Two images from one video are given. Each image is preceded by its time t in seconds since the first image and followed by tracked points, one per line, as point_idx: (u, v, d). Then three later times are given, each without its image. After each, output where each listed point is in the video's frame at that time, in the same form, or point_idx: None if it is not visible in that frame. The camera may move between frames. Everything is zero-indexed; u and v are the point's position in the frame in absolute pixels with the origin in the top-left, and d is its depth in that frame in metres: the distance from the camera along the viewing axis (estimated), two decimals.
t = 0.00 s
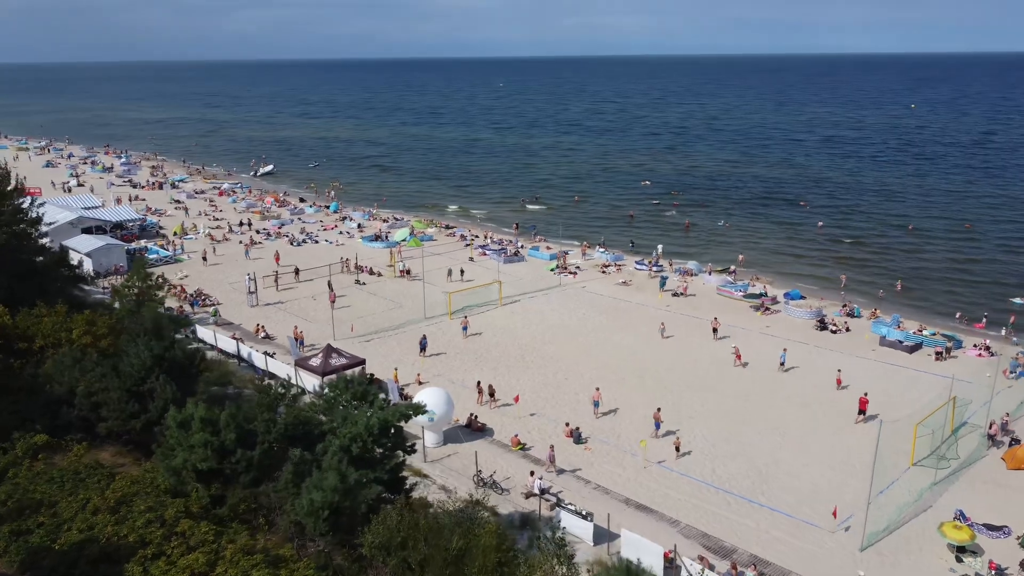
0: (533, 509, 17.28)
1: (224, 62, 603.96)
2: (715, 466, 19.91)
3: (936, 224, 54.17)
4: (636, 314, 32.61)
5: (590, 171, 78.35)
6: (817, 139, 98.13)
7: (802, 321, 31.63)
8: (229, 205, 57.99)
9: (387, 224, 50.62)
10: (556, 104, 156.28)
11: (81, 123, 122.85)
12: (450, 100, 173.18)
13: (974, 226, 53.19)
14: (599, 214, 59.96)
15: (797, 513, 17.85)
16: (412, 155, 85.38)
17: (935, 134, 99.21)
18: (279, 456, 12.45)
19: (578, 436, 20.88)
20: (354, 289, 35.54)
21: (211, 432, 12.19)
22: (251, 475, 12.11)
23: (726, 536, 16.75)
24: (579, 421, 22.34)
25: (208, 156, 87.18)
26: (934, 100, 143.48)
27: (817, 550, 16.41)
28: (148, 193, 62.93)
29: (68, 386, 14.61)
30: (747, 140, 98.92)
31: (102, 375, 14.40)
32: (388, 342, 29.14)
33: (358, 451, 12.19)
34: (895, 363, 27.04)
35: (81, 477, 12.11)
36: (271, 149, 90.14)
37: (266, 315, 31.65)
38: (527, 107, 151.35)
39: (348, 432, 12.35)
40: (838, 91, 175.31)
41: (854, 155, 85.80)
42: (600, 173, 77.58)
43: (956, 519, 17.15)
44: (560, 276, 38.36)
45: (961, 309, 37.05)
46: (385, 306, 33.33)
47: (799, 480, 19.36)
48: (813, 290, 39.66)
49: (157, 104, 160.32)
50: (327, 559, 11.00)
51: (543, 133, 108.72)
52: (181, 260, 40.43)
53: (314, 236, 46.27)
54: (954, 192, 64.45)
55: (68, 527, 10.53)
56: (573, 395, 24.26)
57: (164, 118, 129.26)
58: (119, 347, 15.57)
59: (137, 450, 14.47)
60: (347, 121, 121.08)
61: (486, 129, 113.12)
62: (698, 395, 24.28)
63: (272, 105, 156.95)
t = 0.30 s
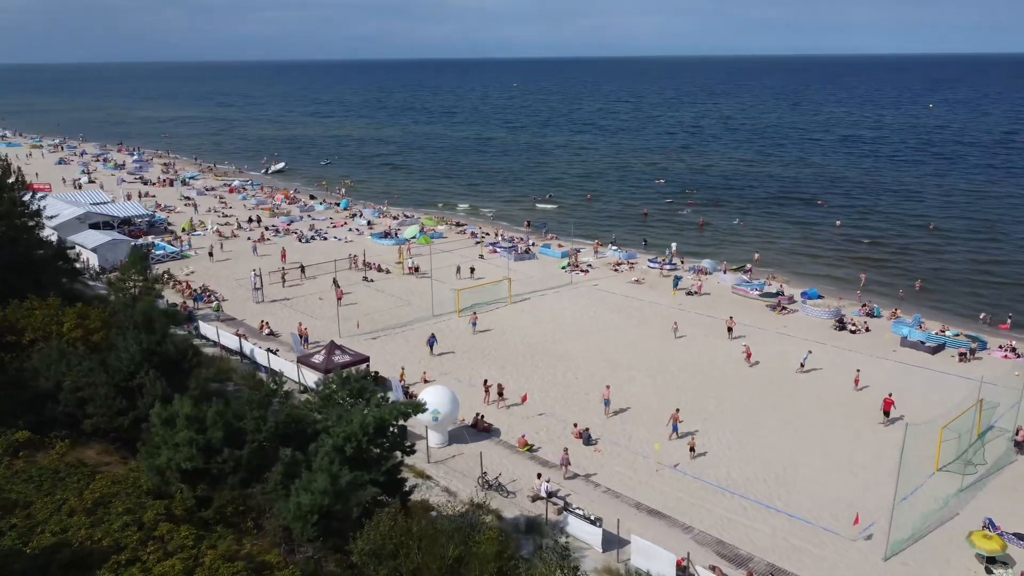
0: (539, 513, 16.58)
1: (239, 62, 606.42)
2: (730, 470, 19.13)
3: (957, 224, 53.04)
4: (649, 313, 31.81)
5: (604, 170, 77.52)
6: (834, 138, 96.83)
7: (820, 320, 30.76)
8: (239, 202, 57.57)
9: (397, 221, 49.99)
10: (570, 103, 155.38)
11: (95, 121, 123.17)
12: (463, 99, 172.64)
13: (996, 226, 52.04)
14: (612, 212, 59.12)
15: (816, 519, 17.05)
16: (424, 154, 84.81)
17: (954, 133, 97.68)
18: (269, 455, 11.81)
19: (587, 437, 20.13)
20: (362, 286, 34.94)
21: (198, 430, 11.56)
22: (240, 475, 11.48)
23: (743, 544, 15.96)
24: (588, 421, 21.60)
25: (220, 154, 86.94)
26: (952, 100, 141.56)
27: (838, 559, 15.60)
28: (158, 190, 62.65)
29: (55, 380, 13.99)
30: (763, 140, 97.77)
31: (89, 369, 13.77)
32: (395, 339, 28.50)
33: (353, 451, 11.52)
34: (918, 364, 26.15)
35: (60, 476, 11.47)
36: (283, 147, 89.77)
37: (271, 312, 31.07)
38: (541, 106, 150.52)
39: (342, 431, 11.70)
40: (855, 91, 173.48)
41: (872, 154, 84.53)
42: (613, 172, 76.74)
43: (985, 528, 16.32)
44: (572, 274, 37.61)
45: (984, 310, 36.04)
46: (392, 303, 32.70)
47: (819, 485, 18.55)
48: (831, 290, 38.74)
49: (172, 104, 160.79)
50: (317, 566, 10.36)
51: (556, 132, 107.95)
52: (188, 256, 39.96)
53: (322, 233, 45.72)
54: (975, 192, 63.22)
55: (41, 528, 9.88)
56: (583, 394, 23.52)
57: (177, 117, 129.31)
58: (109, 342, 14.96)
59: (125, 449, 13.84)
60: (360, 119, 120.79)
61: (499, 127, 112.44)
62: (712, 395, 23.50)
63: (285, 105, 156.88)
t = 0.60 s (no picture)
0: (545, 517, 15.86)
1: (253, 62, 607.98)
2: (746, 475, 18.36)
3: (978, 224, 51.85)
4: (662, 312, 31.03)
5: (617, 168, 76.67)
6: (851, 138, 95.50)
7: (838, 320, 29.87)
8: (248, 199, 57.16)
9: (406, 218, 49.38)
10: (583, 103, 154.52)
11: (109, 119, 123.45)
12: (476, 98, 172.10)
13: (1018, 226, 50.83)
14: (625, 211, 58.28)
15: (836, 527, 16.25)
16: (435, 152, 84.20)
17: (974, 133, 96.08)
18: (257, 456, 11.17)
19: (597, 439, 19.36)
20: (369, 283, 34.31)
21: (181, 429, 10.92)
22: (227, 477, 10.86)
23: (760, 553, 15.18)
24: (599, 423, 20.86)
25: (232, 151, 86.71)
26: (972, 99, 139.59)
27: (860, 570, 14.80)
28: (168, 186, 62.34)
29: (38, 375, 13.39)
30: (779, 139, 96.59)
31: (73, 365, 13.15)
32: (401, 337, 27.85)
33: (345, 453, 10.84)
34: (941, 365, 25.23)
35: (35, 476, 10.84)
36: (295, 145, 89.46)
37: (276, 308, 30.51)
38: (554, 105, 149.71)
39: (333, 432, 11.01)
40: (872, 90, 171.56)
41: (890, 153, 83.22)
42: (627, 170, 75.83)
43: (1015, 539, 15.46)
44: (583, 271, 36.85)
45: (1008, 311, 35.00)
46: (400, 300, 32.05)
47: (839, 491, 17.74)
48: (849, 289, 37.79)
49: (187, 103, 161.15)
50: None
51: (569, 131, 107.16)
52: (195, 252, 39.51)
53: (331, 230, 45.14)
54: (997, 191, 61.90)
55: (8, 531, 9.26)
56: (594, 394, 22.79)
57: (192, 115, 129.44)
58: (97, 336, 14.37)
59: (110, 449, 13.21)
60: (373, 118, 120.51)
61: (512, 126, 111.66)
62: (726, 396, 22.70)
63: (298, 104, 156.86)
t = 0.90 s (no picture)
0: (551, 524, 15.15)
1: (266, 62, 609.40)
2: (762, 479, 17.60)
3: (999, 224, 50.68)
4: (675, 311, 30.21)
5: (630, 167, 75.77)
6: (869, 137, 94.07)
7: (857, 321, 28.95)
8: (258, 196, 56.71)
9: (416, 216, 48.76)
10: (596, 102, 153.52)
11: (121, 117, 123.54)
12: (489, 98, 171.29)
13: None
14: (638, 210, 57.42)
15: (858, 537, 15.45)
16: (446, 150, 83.58)
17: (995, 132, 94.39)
18: (242, 458, 10.53)
19: (607, 441, 18.61)
20: (376, 280, 33.68)
21: (162, 430, 10.30)
22: (210, 480, 10.26)
23: (777, 563, 14.41)
24: (609, 425, 20.12)
25: (243, 149, 86.39)
26: (992, 99, 137.31)
27: None
28: (178, 183, 61.98)
29: (19, 371, 12.82)
30: (795, 138, 95.34)
31: (55, 361, 12.56)
32: (407, 335, 27.21)
33: (336, 456, 10.15)
34: (965, 368, 24.29)
35: (8, 478, 10.27)
36: (306, 143, 89.00)
37: (280, 305, 29.94)
38: (568, 104, 148.74)
39: (323, 433, 10.33)
40: (890, 90, 169.39)
41: (908, 153, 81.85)
42: (640, 169, 74.91)
43: None
44: (595, 270, 36.10)
45: None
46: (406, 298, 31.40)
47: (860, 498, 16.92)
48: (868, 289, 36.85)
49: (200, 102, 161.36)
50: None
51: (582, 129, 106.31)
52: (201, 248, 39.03)
53: (339, 227, 44.55)
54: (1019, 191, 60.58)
55: None
56: (604, 395, 22.04)
57: (205, 113, 129.43)
58: (83, 330, 13.78)
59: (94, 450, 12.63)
60: (385, 117, 119.99)
61: (524, 125, 110.87)
62: (741, 398, 21.91)
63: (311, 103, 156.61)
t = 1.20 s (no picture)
0: (559, 532, 14.43)
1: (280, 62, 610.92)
2: (780, 487, 16.78)
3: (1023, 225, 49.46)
4: (691, 311, 29.39)
5: (644, 165, 74.87)
6: (888, 136, 92.64)
7: (878, 321, 28.04)
8: (268, 193, 56.30)
9: (427, 213, 48.15)
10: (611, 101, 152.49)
11: (136, 116, 123.82)
12: (503, 97, 170.58)
13: None
14: (652, 208, 56.58)
15: (883, 549, 14.63)
16: (459, 149, 82.98)
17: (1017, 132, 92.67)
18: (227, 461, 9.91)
19: (618, 445, 17.85)
20: (384, 278, 33.07)
21: (141, 431, 9.69)
22: (192, 485, 9.62)
23: None
24: (620, 428, 19.36)
25: (255, 147, 86.12)
26: (1015, 99, 135.07)
27: None
28: (189, 180, 61.72)
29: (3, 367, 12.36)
30: (812, 137, 94.09)
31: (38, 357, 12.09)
32: (414, 333, 26.57)
33: (326, 461, 9.48)
34: (992, 371, 23.34)
35: None
36: (319, 141, 88.65)
37: (286, 303, 29.37)
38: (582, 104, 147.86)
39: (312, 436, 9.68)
40: (909, 90, 167.22)
41: (928, 152, 80.44)
42: (654, 168, 74.03)
43: None
44: (608, 268, 35.34)
45: None
46: (414, 296, 30.76)
47: (884, 508, 16.09)
48: (888, 290, 35.87)
49: (215, 100, 161.49)
50: None
51: (596, 128, 105.44)
52: (209, 245, 38.57)
53: (349, 224, 44.01)
54: None
55: None
56: (616, 397, 21.28)
57: (219, 112, 129.51)
58: (70, 325, 13.27)
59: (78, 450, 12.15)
60: (398, 116, 119.57)
61: (538, 124, 110.16)
62: (759, 401, 21.10)
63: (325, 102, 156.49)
